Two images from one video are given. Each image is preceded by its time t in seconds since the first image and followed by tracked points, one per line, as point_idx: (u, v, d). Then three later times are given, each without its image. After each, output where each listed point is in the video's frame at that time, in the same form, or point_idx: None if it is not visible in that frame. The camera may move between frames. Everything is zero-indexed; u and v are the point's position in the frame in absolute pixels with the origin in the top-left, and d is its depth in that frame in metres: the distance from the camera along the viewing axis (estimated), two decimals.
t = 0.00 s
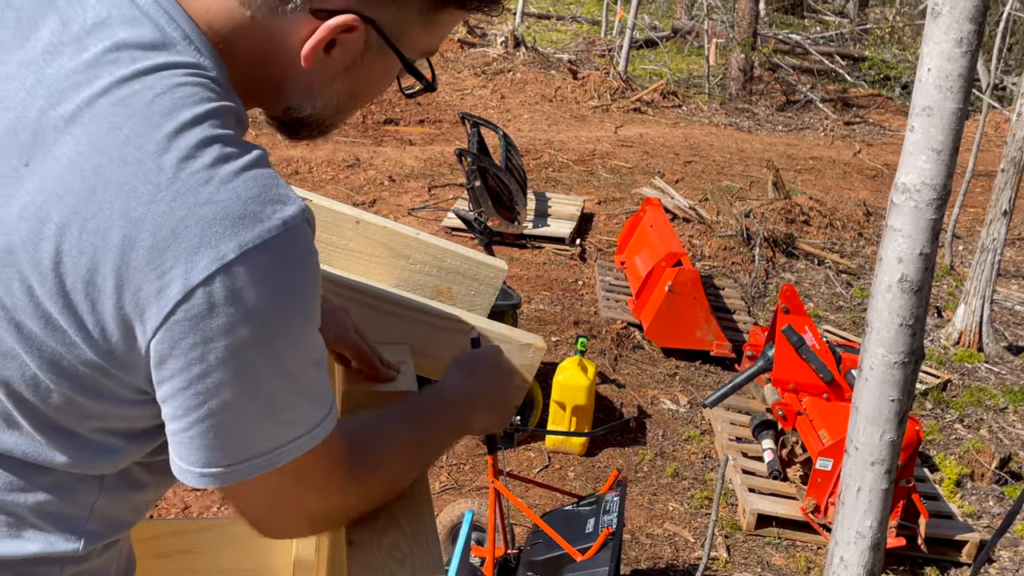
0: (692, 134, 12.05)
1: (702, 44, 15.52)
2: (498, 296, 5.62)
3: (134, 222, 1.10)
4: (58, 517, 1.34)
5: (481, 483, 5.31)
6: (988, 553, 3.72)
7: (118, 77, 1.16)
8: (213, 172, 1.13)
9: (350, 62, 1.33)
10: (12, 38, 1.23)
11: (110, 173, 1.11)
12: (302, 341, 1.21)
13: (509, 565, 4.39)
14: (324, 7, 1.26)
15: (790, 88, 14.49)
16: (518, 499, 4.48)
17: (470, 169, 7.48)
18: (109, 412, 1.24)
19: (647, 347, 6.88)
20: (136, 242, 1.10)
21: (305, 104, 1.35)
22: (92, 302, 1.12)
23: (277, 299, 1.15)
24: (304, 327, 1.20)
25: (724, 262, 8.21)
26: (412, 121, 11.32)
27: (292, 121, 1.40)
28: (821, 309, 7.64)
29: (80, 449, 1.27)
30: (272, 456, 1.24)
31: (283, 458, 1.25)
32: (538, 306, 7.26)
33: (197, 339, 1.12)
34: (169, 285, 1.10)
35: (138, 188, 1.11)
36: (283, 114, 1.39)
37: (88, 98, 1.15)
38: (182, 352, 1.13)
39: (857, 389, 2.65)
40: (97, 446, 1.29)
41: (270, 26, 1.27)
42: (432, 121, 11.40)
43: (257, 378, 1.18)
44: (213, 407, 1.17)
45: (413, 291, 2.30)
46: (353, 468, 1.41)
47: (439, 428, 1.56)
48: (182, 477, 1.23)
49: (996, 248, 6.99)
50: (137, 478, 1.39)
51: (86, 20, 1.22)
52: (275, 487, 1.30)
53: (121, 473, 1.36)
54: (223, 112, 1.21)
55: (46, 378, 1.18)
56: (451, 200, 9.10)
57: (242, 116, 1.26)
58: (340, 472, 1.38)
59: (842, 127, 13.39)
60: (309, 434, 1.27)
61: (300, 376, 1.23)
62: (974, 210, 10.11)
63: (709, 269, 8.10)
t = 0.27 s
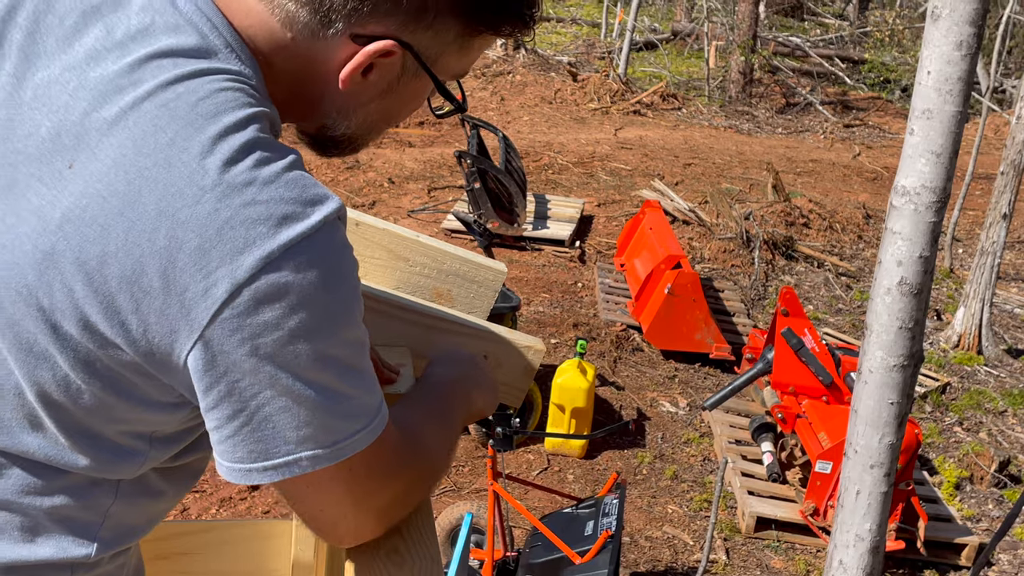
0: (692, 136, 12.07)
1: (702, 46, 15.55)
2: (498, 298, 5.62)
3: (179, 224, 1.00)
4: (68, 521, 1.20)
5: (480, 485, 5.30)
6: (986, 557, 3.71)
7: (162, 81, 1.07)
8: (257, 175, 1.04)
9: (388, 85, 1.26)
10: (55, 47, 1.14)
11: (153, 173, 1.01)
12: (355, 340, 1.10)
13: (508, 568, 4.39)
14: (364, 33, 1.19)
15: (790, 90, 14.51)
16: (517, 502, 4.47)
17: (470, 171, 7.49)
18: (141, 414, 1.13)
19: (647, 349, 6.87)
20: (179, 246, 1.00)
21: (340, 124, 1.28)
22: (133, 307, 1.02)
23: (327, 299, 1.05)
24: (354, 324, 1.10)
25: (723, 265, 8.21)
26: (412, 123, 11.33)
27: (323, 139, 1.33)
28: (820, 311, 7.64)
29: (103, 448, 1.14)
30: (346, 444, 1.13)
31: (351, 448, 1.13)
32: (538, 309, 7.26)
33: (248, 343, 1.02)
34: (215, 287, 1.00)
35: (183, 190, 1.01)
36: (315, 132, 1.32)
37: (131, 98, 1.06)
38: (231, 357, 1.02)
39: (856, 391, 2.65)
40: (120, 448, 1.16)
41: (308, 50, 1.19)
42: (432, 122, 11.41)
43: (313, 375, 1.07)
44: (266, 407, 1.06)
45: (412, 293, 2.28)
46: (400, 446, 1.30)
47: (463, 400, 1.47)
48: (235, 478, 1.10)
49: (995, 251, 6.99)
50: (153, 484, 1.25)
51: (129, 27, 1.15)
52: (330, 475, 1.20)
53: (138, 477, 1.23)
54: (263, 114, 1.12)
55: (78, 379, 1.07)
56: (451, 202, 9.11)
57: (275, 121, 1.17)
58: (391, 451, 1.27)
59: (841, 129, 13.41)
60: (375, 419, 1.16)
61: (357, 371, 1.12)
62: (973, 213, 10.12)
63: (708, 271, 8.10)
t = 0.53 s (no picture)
0: (690, 139, 12.07)
1: (701, 49, 15.55)
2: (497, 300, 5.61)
3: (196, 232, 1.00)
4: (71, 528, 1.19)
5: (478, 488, 5.30)
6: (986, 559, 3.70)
7: (181, 88, 1.06)
8: (274, 185, 1.03)
9: (402, 101, 1.25)
10: (75, 55, 1.13)
11: (171, 180, 1.01)
12: (366, 346, 1.11)
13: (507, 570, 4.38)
14: (383, 50, 1.18)
15: (789, 93, 14.52)
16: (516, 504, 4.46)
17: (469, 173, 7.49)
18: (150, 419, 1.13)
19: (646, 351, 6.87)
20: (195, 255, 1.00)
21: (355, 138, 1.28)
22: (148, 313, 1.01)
23: (340, 307, 1.06)
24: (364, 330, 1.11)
25: (722, 267, 8.21)
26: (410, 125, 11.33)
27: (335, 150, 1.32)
28: (819, 314, 7.65)
29: (109, 454, 1.14)
30: (361, 450, 1.15)
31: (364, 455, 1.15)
32: (536, 311, 7.25)
33: (264, 351, 1.02)
34: (231, 296, 1.00)
35: (201, 199, 1.00)
36: (328, 145, 1.32)
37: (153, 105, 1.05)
38: (247, 365, 1.03)
39: (855, 394, 2.64)
40: (126, 454, 1.16)
41: (325, 64, 1.19)
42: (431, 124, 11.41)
43: (327, 380, 1.08)
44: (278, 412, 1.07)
45: (411, 296, 2.27)
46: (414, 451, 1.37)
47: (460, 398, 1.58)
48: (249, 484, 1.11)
49: (995, 254, 6.98)
50: (156, 493, 1.25)
51: (148, 34, 1.13)
52: (352, 481, 1.23)
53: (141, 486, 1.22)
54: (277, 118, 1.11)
55: (88, 384, 1.07)
56: (450, 204, 9.10)
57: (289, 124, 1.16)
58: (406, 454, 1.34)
59: (841, 132, 13.41)
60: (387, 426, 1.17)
61: (369, 374, 1.13)
62: (972, 216, 10.12)
63: (707, 274, 8.10)
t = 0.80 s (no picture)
0: (688, 141, 12.07)
1: (699, 51, 15.55)
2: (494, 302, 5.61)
3: (183, 231, 0.99)
4: (65, 530, 1.19)
5: (475, 490, 5.30)
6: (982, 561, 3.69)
7: (167, 85, 1.06)
8: (261, 182, 1.03)
9: (392, 95, 1.25)
10: (60, 53, 1.13)
11: (157, 179, 1.01)
12: (356, 345, 1.11)
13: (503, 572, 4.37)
14: (371, 45, 1.18)
15: (787, 95, 14.53)
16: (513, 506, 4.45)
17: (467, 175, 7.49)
18: (141, 420, 1.12)
19: (644, 353, 6.87)
20: (183, 253, 0.99)
21: (344, 133, 1.28)
22: (136, 313, 1.01)
23: (330, 306, 1.05)
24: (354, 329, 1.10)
25: (720, 269, 8.21)
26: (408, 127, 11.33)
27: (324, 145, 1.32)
28: (817, 316, 7.65)
29: (102, 454, 1.14)
30: (354, 446, 1.14)
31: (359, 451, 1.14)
32: (534, 313, 7.25)
33: (253, 349, 1.02)
34: (219, 294, 1.00)
35: (188, 197, 1.00)
36: (318, 142, 1.32)
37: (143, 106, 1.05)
38: (236, 364, 1.02)
39: (852, 397, 2.64)
40: (119, 454, 1.15)
41: (313, 59, 1.19)
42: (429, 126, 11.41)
43: (318, 379, 1.07)
44: (267, 411, 1.07)
45: (409, 298, 2.27)
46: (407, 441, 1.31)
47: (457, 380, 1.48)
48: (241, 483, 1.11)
49: (992, 256, 6.98)
50: (150, 494, 1.24)
51: (133, 32, 1.13)
52: (340, 477, 1.19)
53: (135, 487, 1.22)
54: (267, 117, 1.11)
55: (78, 385, 1.07)
56: (448, 206, 9.10)
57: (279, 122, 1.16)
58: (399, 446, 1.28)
59: (838, 134, 13.42)
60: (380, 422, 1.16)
61: (359, 372, 1.12)
62: (970, 218, 10.13)
63: (705, 276, 8.10)
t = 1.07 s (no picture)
0: (687, 143, 12.08)
1: (697, 53, 15.56)
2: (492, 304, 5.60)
3: (168, 222, 1.01)
4: (62, 530, 1.23)
5: (473, 492, 5.30)
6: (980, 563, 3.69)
7: (148, 78, 1.08)
8: (246, 174, 1.05)
9: (372, 77, 1.25)
10: (38, 46, 1.15)
11: (142, 171, 1.03)
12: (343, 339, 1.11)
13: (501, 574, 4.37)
14: (350, 24, 1.18)
15: (785, 98, 14.55)
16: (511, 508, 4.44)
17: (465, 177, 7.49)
18: (132, 414, 1.15)
19: (641, 355, 6.87)
20: (167, 243, 1.01)
21: (326, 118, 1.28)
22: (122, 303, 1.04)
23: (316, 298, 1.06)
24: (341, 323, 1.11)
25: (718, 271, 8.22)
26: (406, 129, 11.33)
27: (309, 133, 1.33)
28: (815, 318, 7.65)
29: (94, 450, 1.17)
30: (315, 455, 1.13)
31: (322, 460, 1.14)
32: (532, 315, 7.25)
33: (236, 342, 1.03)
34: (204, 284, 1.02)
35: (174, 188, 1.02)
36: (299, 127, 1.32)
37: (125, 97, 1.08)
38: (219, 357, 1.04)
39: (850, 399, 2.64)
40: (113, 449, 1.18)
41: (294, 42, 1.20)
42: (427, 128, 11.40)
43: (302, 373, 1.08)
44: (252, 405, 1.08)
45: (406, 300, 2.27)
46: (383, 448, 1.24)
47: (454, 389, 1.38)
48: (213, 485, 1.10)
49: (990, 259, 6.98)
50: (144, 492, 1.28)
51: (114, 24, 1.15)
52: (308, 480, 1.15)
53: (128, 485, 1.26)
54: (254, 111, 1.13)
55: (67, 381, 1.09)
56: (446, 208, 9.10)
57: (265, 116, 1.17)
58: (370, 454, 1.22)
59: (837, 137, 13.43)
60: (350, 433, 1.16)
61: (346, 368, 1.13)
62: (967, 221, 10.15)
63: (703, 278, 8.11)
